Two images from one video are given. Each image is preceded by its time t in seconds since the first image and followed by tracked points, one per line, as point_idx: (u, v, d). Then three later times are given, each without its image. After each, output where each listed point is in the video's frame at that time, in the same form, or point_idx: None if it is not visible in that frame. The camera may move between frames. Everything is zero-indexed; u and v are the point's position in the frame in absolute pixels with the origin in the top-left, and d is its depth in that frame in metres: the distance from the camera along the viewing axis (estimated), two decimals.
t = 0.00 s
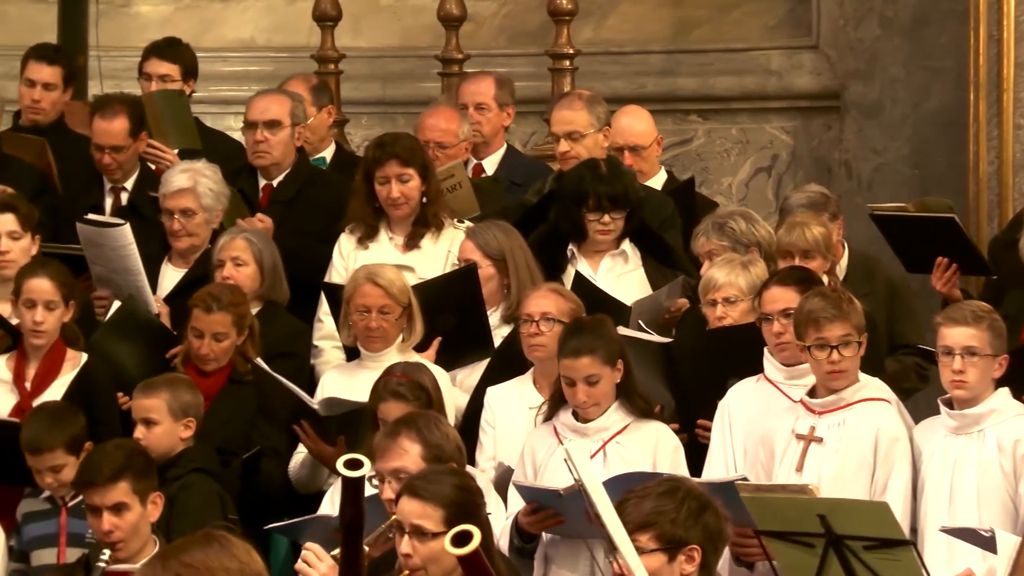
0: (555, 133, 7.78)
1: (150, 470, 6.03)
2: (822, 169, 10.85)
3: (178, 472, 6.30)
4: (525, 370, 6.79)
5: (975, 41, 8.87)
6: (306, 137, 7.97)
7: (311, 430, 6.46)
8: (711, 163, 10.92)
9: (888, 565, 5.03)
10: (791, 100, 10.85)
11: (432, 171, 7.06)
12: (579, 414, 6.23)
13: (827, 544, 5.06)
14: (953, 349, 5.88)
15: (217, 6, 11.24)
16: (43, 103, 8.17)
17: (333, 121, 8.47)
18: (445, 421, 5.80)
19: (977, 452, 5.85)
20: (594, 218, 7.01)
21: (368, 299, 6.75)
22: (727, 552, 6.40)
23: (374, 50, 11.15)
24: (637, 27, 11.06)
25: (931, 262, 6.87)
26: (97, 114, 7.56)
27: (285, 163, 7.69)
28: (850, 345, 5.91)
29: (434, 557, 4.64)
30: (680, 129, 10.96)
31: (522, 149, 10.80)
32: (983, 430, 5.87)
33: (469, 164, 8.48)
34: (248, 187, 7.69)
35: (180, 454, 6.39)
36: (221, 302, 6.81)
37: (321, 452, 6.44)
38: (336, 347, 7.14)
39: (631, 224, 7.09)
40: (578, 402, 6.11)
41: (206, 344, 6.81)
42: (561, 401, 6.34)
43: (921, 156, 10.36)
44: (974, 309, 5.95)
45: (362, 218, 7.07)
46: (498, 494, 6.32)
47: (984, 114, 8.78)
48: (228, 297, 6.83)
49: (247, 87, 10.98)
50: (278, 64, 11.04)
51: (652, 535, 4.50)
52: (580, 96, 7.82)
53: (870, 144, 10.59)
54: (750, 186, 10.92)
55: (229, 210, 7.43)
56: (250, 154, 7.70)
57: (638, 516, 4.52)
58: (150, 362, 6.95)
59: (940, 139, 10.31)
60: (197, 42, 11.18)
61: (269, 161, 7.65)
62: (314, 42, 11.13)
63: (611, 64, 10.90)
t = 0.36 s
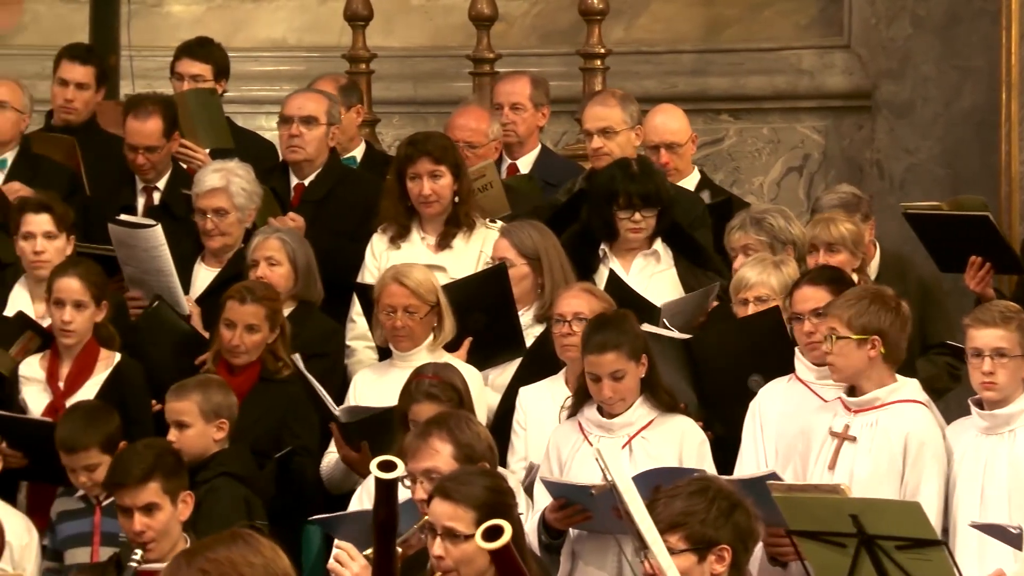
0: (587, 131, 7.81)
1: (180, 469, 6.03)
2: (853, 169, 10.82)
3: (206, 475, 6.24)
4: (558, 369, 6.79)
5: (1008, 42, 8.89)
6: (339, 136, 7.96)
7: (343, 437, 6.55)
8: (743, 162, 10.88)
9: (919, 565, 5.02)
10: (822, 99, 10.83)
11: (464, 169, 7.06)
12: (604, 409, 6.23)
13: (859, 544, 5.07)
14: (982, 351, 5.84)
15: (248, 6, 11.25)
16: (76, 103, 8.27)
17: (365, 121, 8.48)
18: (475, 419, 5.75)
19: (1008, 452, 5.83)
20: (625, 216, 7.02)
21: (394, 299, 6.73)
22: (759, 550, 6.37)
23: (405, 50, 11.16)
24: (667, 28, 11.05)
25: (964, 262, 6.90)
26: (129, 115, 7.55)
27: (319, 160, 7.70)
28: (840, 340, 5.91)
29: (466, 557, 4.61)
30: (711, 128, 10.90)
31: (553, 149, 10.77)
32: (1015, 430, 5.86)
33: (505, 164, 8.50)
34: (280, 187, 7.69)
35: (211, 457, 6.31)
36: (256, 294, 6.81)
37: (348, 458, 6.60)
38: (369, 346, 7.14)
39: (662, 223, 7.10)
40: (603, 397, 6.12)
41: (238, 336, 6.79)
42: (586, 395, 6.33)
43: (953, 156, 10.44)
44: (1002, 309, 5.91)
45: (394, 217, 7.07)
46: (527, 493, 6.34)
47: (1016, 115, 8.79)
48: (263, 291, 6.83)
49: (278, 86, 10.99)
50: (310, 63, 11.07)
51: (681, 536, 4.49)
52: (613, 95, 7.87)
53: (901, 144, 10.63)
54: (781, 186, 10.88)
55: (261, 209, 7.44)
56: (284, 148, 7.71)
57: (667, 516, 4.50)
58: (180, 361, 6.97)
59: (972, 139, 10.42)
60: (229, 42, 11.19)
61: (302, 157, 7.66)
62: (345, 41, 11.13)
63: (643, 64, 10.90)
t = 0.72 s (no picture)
0: (619, 131, 7.86)
1: (212, 469, 6.05)
2: (884, 169, 10.84)
3: (241, 475, 6.25)
4: (588, 370, 6.77)
5: None
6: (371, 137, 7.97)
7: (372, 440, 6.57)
8: (774, 162, 10.89)
9: (951, 566, 4.94)
10: (854, 99, 10.84)
11: (495, 169, 7.08)
12: (627, 406, 6.10)
13: (890, 544, 4.99)
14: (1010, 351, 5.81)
15: (280, 6, 11.28)
16: (109, 103, 8.29)
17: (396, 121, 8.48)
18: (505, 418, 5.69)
19: None
20: (656, 216, 7.03)
21: (419, 300, 6.77)
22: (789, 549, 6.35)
23: (436, 50, 11.18)
24: (699, 27, 11.08)
25: (996, 264, 6.87)
26: (160, 115, 7.60)
27: (351, 159, 7.69)
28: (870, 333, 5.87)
29: (500, 557, 4.62)
30: (743, 128, 10.93)
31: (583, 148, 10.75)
32: None
33: (538, 163, 8.50)
34: (311, 186, 7.70)
35: (248, 456, 6.34)
36: (288, 291, 6.83)
37: (377, 461, 6.59)
38: (401, 347, 7.15)
39: (693, 222, 7.10)
40: (627, 395, 5.98)
41: (270, 332, 6.80)
42: (608, 392, 6.20)
43: (985, 156, 10.42)
44: None
45: (425, 216, 7.11)
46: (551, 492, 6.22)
47: None
48: (295, 288, 6.85)
49: (309, 86, 11.00)
50: (341, 63, 11.08)
51: (711, 536, 4.45)
52: (645, 94, 7.92)
53: (933, 143, 10.59)
54: (812, 186, 10.89)
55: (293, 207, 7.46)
56: (317, 147, 7.73)
57: (699, 516, 4.46)
58: (213, 360, 6.99)
59: (1005, 138, 10.39)
60: (260, 42, 11.22)
61: (334, 155, 7.66)
62: (376, 41, 11.14)
63: (673, 64, 10.94)
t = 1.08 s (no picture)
0: (646, 130, 7.85)
1: (239, 469, 6.04)
2: (911, 166, 10.81)
3: (273, 476, 6.27)
4: (616, 370, 6.74)
5: None
6: (399, 138, 7.96)
7: (399, 446, 6.56)
8: (801, 162, 10.94)
9: (978, 566, 4.89)
10: (880, 99, 10.87)
11: (521, 169, 7.09)
12: (654, 407, 6.09)
13: (918, 544, 4.96)
14: None
15: (308, 6, 11.32)
16: (135, 103, 8.31)
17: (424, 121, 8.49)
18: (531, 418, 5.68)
19: None
20: (683, 217, 7.05)
21: (443, 300, 6.75)
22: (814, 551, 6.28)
23: (464, 50, 11.19)
24: (727, 26, 11.18)
25: None
26: (184, 115, 7.58)
27: (378, 159, 7.70)
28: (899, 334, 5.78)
29: (526, 555, 4.57)
30: (770, 127, 10.99)
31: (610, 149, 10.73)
32: None
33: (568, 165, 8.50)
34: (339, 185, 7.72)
35: (279, 459, 6.35)
36: (315, 290, 6.85)
37: (404, 468, 6.55)
38: (425, 346, 7.21)
39: (720, 222, 7.13)
40: (655, 395, 5.98)
41: (297, 331, 6.81)
42: (635, 393, 6.18)
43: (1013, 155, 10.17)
44: None
45: (451, 215, 7.10)
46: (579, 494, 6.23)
47: None
48: (322, 287, 6.87)
49: (337, 86, 11.00)
50: (368, 63, 11.06)
51: (740, 535, 4.40)
52: (671, 94, 7.93)
53: (962, 143, 10.47)
54: (839, 185, 10.93)
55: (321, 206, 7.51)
56: (344, 147, 7.73)
57: (728, 516, 4.41)
58: (242, 359, 6.96)
59: None
60: (288, 42, 11.26)
61: (362, 156, 7.67)
62: (403, 41, 11.16)
63: (701, 64, 11.02)
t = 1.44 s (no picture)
0: (667, 136, 7.85)
1: (265, 468, 6.03)
2: (935, 165, 10.85)
3: (297, 479, 6.25)
4: (638, 370, 6.76)
5: None
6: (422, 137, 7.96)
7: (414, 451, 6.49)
8: (825, 161, 10.93)
9: (1003, 566, 4.85)
10: (904, 98, 10.89)
11: (547, 168, 7.18)
12: (692, 405, 6.10)
13: (942, 544, 4.92)
14: None
15: (331, 5, 11.36)
16: (159, 102, 8.35)
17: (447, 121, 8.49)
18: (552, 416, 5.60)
19: None
20: (706, 217, 7.05)
21: (457, 300, 6.71)
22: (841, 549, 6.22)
23: (487, 49, 11.20)
24: (751, 26, 11.13)
25: None
26: (207, 115, 7.60)
27: (401, 158, 7.70)
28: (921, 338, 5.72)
29: (549, 553, 4.51)
30: (794, 127, 10.98)
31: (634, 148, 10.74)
32: None
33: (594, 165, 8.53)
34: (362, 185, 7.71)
35: (304, 460, 6.34)
36: (337, 289, 6.83)
37: (417, 469, 6.54)
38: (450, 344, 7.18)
39: (743, 222, 7.12)
40: (694, 393, 6.00)
41: (319, 330, 6.79)
42: (673, 389, 6.20)
43: None
44: None
45: (476, 213, 7.18)
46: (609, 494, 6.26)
47: None
48: (344, 287, 6.84)
49: (360, 85, 11.06)
50: (391, 62, 11.14)
51: (766, 536, 4.42)
52: (689, 96, 7.88)
53: (985, 143, 10.60)
54: (863, 184, 10.93)
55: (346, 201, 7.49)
56: (368, 146, 7.72)
57: (755, 516, 4.43)
58: (252, 364, 6.97)
59: None
60: (312, 40, 11.29)
61: (386, 155, 7.67)
62: (427, 40, 11.20)
63: (725, 63, 10.98)
